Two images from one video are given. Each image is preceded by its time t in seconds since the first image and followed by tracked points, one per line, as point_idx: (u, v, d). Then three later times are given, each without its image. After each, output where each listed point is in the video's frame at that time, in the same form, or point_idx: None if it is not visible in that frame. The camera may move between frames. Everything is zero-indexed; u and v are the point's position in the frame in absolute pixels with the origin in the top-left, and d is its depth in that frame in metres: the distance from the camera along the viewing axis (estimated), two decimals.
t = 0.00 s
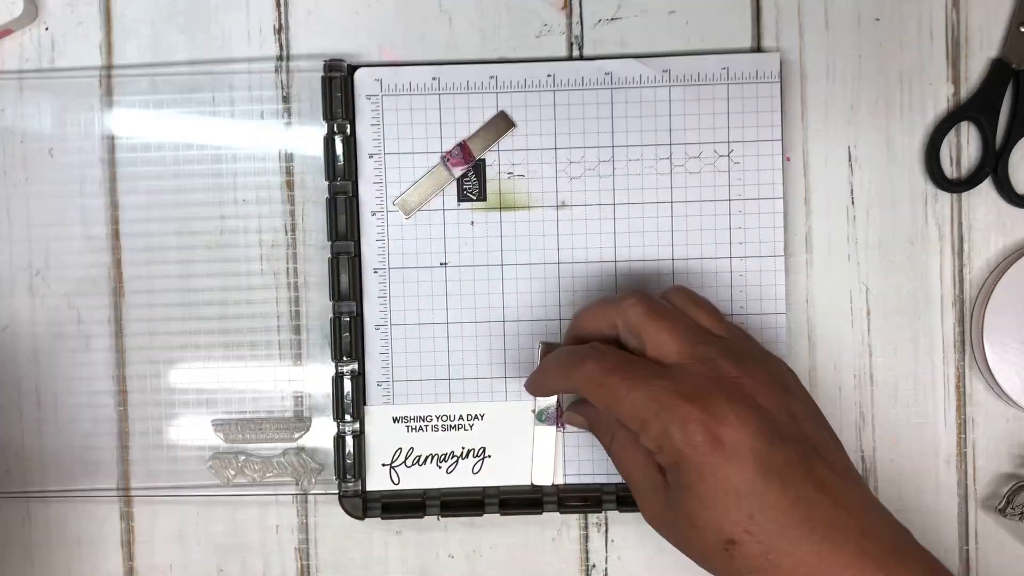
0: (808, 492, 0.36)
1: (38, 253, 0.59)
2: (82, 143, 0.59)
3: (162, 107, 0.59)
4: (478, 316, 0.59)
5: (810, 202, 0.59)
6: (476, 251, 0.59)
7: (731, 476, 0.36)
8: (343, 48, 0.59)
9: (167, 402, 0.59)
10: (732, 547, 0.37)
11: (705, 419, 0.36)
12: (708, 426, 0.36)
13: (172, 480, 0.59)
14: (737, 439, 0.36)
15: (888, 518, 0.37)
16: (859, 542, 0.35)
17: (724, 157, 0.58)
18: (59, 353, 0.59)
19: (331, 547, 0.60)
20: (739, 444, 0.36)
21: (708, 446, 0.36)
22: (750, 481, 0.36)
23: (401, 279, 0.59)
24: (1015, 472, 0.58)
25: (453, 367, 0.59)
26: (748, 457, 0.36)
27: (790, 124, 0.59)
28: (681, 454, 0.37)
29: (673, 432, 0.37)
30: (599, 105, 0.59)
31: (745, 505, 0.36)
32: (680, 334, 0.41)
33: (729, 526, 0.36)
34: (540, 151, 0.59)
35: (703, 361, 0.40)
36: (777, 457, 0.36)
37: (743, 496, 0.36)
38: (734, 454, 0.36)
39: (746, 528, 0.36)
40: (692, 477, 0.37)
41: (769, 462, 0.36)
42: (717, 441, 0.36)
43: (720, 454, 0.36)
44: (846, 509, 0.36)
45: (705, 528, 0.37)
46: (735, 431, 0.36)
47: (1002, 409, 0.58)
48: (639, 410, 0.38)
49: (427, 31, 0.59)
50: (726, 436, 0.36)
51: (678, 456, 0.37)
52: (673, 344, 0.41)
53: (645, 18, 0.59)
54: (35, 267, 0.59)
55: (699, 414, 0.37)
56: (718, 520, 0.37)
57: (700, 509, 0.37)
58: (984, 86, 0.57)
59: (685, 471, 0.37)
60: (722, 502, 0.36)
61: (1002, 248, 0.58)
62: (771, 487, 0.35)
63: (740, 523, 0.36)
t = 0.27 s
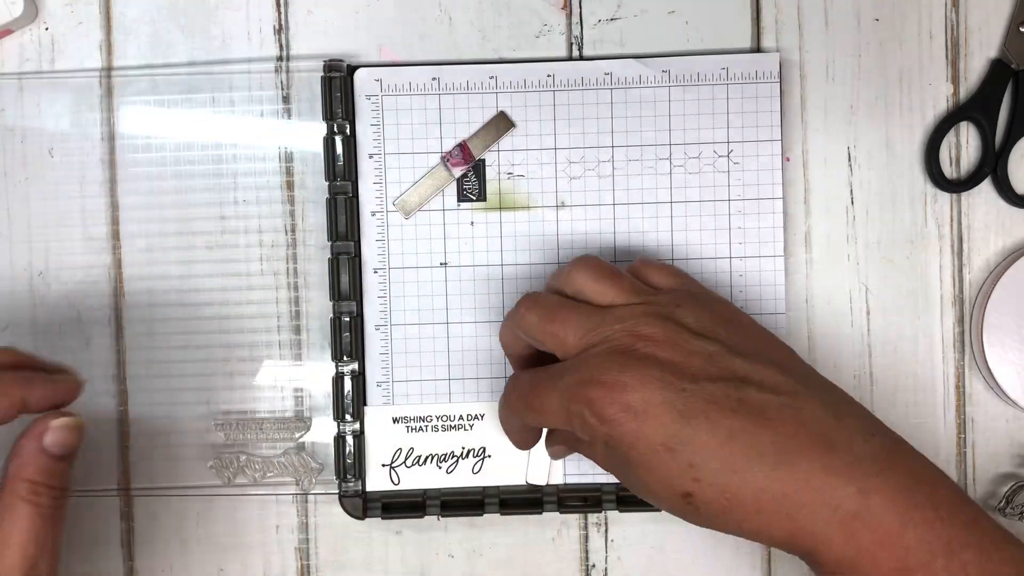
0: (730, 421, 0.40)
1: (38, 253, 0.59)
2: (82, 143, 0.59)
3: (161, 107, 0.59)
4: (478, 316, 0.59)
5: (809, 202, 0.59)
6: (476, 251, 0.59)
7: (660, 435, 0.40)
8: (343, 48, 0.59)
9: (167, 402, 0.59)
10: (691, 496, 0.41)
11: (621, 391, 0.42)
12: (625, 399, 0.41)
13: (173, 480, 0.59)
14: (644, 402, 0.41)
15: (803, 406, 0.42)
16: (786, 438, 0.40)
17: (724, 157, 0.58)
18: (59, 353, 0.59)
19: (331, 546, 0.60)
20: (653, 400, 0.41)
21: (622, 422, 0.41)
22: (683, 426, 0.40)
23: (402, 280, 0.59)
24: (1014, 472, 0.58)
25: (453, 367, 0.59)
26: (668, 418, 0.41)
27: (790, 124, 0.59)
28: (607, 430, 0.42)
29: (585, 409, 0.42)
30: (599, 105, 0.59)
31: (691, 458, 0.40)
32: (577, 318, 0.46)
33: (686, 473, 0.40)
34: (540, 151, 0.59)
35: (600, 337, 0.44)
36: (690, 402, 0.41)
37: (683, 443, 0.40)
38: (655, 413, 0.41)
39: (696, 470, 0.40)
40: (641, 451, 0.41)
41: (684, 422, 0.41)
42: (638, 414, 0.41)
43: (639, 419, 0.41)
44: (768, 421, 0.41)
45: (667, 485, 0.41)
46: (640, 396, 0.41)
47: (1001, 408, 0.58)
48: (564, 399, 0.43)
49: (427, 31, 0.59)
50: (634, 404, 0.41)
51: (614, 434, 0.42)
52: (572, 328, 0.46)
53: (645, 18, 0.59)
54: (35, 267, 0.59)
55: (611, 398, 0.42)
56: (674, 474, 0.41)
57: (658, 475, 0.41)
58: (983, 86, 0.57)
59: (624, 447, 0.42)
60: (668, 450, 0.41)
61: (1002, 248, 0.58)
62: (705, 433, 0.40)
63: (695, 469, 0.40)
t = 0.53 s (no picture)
0: (718, 412, 0.42)
1: (38, 253, 0.59)
2: (82, 144, 0.59)
3: (162, 106, 0.59)
4: (478, 316, 0.59)
5: (810, 202, 0.59)
6: (476, 251, 0.59)
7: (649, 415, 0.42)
8: (343, 48, 0.59)
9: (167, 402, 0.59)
10: (674, 485, 0.42)
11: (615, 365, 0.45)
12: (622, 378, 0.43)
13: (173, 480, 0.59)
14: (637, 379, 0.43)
15: (787, 404, 0.43)
16: (771, 436, 0.41)
17: (724, 157, 0.58)
18: (59, 353, 0.59)
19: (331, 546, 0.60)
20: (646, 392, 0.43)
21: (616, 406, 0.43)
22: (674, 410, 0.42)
23: (402, 279, 0.59)
24: (1015, 472, 0.58)
25: (452, 367, 0.59)
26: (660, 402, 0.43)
27: (790, 124, 0.59)
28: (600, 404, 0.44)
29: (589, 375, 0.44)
30: (598, 105, 0.59)
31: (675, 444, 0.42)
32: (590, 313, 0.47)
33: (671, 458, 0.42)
34: (540, 151, 0.59)
35: (599, 321, 0.47)
36: (684, 395, 0.42)
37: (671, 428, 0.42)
38: (645, 404, 0.43)
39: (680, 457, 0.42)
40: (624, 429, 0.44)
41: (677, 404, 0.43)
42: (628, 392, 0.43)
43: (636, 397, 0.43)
44: (753, 412, 0.42)
45: (650, 471, 0.43)
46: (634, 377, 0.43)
47: (1001, 408, 0.58)
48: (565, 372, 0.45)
49: (427, 31, 0.59)
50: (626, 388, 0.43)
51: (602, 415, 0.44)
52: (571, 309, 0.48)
53: (645, 18, 0.59)
54: (35, 266, 0.59)
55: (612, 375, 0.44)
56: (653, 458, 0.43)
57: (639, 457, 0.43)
58: (983, 85, 0.57)
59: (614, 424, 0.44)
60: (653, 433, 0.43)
61: (1002, 248, 0.58)
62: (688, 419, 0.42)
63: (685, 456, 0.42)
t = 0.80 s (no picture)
0: (786, 372, 0.45)
1: (38, 253, 0.59)
2: (82, 144, 0.59)
3: (163, 107, 0.59)
4: (478, 316, 0.59)
5: (809, 202, 0.59)
6: (476, 250, 0.59)
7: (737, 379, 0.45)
8: (343, 48, 0.59)
9: (167, 402, 0.59)
10: (719, 411, 0.45)
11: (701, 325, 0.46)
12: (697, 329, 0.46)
13: (173, 480, 0.59)
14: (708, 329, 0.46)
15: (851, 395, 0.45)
16: (827, 425, 0.44)
17: (724, 157, 0.58)
18: (60, 353, 0.59)
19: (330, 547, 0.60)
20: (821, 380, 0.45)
21: (752, 375, 0.45)
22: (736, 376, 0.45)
23: (402, 279, 0.59)
24: (1015, 472, 0.58)
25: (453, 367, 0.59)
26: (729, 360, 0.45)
27: (790, 124, 0.59)
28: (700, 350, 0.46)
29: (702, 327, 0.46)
30: (598, 105, 0.59)
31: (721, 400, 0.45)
32: (740, 279, 0.46)
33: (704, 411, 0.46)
34: (540, 151, 0.59)
35: (680, 258, 0.48)
36: (767, 360, 0.45)
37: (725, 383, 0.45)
38: (730, 356, 0.45)
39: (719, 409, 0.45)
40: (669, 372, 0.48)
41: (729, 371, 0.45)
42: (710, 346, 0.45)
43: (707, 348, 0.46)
44: (814, 399, 0.44)
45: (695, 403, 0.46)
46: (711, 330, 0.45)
47: (1001, 408, 0.58)
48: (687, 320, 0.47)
49: (426, 31, 0.59)
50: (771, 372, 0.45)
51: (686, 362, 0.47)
52: (656, 264, 0.49)
53: (644, 18, 0.59)
54: (35, 267, 0.59)
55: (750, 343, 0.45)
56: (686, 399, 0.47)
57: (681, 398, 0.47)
58: (983, 85, 0.57)
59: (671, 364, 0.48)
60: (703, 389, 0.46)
61: (1002, 248, 0.58)
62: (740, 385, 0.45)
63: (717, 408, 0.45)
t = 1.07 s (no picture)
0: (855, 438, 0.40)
1: (38, 253, 0.59)
2: (82, 144, 0.59)
3: (163, 106, 0.59)
4: (478, 316, 0.59)
5: (809, 202, 0.59)
6: (476, 251, 0.59)
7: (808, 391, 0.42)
8: (343, 48, 0.59)
9: (167, 402, 0.59)
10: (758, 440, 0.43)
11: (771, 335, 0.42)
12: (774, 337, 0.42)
13: (173, 480, 0.59)
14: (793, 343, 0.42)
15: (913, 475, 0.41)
16: (881, 489, 0.41)
17: (724, 157, 0.58)
18: (60, 353, 0.59)
19: (330, 547, 0.60)
20: (905, 407, 0.41)
21: (838, 394, 0.41)
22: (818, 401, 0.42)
23: (402, 280, 0.59)
24: (1015, 472, 0.58)
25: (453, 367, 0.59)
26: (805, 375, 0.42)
27: (790, 124, 0.59)
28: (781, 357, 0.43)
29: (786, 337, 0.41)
30: (598, 105, 0.59)
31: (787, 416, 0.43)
32: (826, 323, 0.42)
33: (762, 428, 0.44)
34: (540, 151, 0.59)
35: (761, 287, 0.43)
36: (839, 417, 0.41)
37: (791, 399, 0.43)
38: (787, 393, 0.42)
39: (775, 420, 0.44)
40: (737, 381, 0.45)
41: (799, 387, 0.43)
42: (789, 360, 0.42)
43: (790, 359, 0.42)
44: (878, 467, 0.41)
45: (745, 424, 0.44)
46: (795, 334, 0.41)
47: (1002, 408, 0.58)
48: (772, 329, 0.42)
49: (426, 31, 0.59)
50: (862, 390, 0.41)
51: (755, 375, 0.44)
52: (725, 286, 0.44)
53: (645, 19, 0.59)
54: (35, 267, 0.59)
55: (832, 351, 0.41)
56: (748, 404, 0.44)
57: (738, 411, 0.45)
58: (983, 86, 0.57)
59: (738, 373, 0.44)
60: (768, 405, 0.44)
61: (1002, 248, 0.58)
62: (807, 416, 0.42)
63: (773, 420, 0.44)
